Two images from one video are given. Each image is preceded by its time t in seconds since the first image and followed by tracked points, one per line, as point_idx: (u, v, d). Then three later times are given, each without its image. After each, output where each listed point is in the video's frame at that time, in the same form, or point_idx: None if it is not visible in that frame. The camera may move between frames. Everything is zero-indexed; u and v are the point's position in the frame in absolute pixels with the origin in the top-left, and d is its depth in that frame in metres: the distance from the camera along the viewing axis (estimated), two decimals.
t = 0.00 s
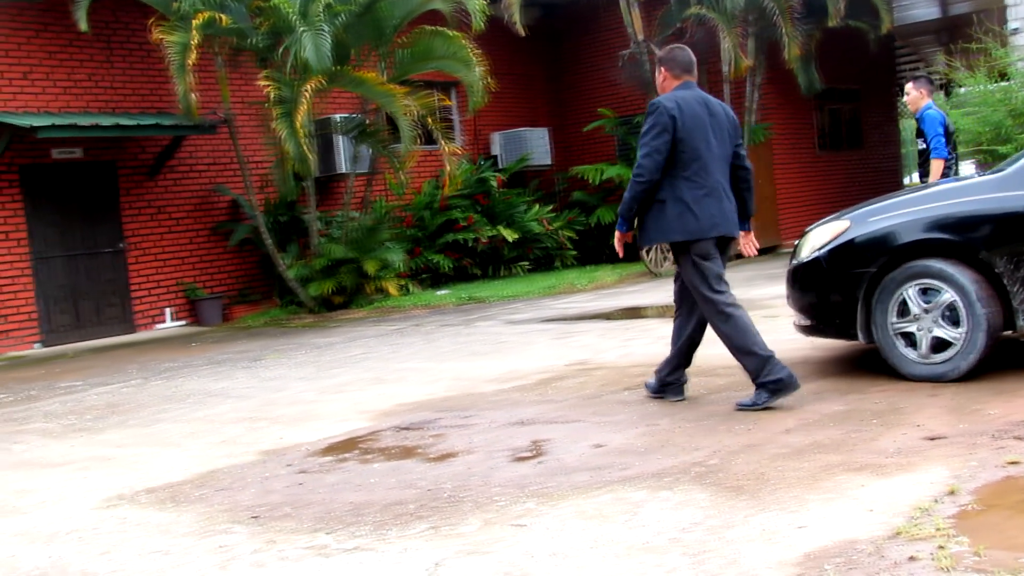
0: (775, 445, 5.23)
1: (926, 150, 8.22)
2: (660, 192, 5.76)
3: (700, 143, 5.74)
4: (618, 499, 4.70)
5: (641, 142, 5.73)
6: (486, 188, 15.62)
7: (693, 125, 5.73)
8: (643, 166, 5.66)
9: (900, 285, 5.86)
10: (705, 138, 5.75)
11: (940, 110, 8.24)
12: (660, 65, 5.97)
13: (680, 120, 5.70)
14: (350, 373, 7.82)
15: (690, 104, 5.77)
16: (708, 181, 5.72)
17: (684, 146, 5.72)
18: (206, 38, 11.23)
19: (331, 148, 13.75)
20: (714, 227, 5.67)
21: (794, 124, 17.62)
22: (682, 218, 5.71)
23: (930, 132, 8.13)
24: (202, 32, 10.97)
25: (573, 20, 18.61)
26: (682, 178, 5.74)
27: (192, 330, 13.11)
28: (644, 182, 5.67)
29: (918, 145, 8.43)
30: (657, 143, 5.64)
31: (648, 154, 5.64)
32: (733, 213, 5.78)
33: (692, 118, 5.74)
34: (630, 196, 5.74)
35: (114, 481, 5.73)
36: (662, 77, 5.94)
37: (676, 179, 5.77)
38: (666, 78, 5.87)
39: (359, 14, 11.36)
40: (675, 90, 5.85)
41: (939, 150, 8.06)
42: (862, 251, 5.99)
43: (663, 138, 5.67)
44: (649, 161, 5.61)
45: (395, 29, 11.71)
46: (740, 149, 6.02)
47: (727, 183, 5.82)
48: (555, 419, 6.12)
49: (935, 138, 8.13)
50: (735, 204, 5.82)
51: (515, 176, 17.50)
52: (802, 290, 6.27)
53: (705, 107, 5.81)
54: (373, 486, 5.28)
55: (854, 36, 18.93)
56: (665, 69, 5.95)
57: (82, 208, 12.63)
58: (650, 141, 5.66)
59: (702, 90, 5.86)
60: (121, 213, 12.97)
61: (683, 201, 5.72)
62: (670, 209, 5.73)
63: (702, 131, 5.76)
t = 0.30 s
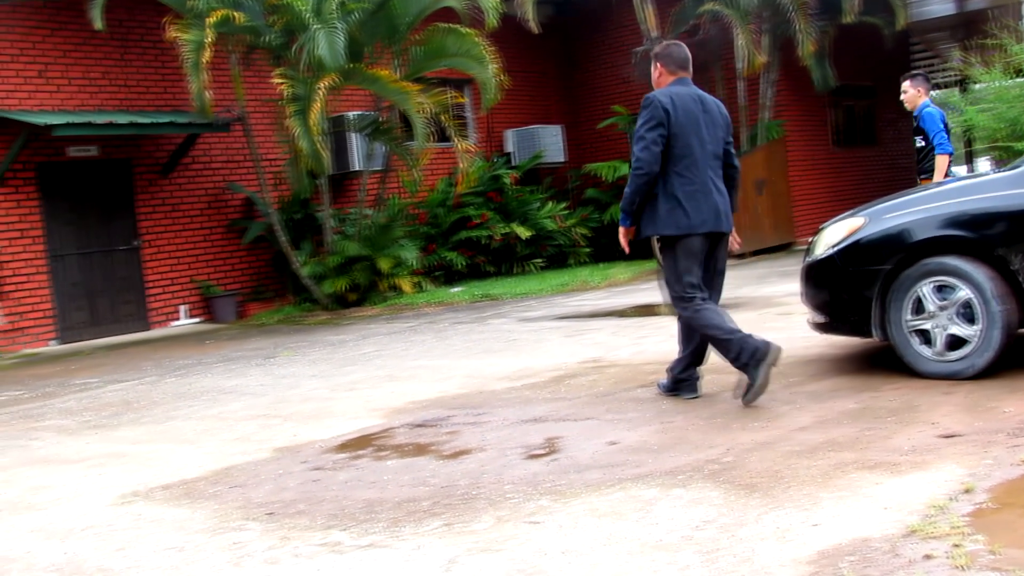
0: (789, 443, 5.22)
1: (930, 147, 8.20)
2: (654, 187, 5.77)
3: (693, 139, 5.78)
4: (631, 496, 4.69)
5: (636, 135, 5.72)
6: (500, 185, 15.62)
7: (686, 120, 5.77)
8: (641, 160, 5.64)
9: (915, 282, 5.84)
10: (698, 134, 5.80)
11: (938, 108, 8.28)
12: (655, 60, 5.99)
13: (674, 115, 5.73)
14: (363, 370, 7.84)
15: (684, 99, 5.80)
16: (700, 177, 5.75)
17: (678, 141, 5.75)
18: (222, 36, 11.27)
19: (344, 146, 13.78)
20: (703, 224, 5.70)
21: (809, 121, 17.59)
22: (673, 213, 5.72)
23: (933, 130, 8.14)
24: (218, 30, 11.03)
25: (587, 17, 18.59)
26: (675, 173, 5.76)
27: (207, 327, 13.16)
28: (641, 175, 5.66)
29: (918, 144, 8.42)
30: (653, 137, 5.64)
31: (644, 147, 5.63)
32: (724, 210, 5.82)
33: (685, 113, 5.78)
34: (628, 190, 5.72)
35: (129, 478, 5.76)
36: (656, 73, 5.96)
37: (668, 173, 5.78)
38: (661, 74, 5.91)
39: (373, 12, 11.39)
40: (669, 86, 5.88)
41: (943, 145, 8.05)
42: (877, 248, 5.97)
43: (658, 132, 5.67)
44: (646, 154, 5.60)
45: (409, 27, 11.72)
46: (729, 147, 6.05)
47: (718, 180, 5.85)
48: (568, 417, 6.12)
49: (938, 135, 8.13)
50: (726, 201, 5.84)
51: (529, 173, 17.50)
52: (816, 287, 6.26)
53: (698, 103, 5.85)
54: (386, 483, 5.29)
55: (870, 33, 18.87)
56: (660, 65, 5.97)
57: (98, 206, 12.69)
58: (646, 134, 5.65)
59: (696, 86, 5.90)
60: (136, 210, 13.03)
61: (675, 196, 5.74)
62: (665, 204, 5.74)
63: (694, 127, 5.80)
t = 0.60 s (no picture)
0: (804, 440, 5.21)
1: (928, 148, 8.19)
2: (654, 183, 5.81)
3: (690, 136, 5.84)
4: (646, 494, 4.69)
5: (637, 132, 5.77)
6: (514, 182, 15.63)
7: (684, 118, 5.84)
8: (644, 156, 5.69)
9: (930, 279, 5.82)
10: (695, 131, 5.86)
11: (936, 109, 8.27)
12: (653, 57, 6.04)
13: (673, 112, 5.79)
14: (379, 367, 7.86)
15: (682, 97, 5.86)
16: (698, 173, 5.81)
17: (676, 138, 5.81)
18: (236, 34, 11.33)
19: (358, 143, 13.79)
20: (702, 220, 5.76)
21: (824, 118, 17.52)
22: (672, 209, 5.77)
23: (932, 131, 8.14)
24: (232, 28, 11.09)
25: (601, 14, 18.56)
26: (674, 169, 5.82)
27: (222, 324, 13.20)
28: (644, 171, 5.70)
29: (914, 145, 8.41)
30: (653, 133, 5.71)
31: (646, 143, 5.69)
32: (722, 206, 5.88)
33: (683, 111, 5.84)
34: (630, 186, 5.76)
35: (145, 474, 5.79)
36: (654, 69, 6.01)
37: (667, 170, 5.84)
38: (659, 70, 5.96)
39: (387, 9, 11.40)
40: (667, 83, 5.93)
41: (943, 146, 8.04)
42: (892, 245, 5.95)
43: (657, 129, 5.74)
44: (648, 149, 5.66)
45: (423, 24, 11.72)
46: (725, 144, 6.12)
47: (716, 176, 5.92)
48: (583, 414, 6.12)
49: (938, 136, 8.12)
50: (724, 197, 5.90)
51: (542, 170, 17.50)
52: (830, 284, 6.24)
53: (696, 100, 5.91)
54: (402, 479, 5.31)
55: (884, 30, 18.79)
56: (657, 62, 6.04)
57: (113, 203, 12.74)
58: (646, 131, 5.72)
59: (694, 83, 5.95)
60: (151, 207, 13.08)
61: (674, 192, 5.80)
62: (665, 200, 5.79)
63: (692, 124, 5.87)
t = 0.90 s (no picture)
0: (819, 438, 5.19)
1: (922, 151, 8.15)
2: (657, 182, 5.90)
3: (690, 135, 5.92)
4: (660, 491, 4.69)
5: (638, 133, 5.85)
6: (528, 179, 15.62)
7: (684, 117, 5.91)
8: (646, 155, 5.78)
9: (946, 276, 5.80)
10: (695, 130, 5.94)
11: (931, 112, 8.22)
12: (649, 58, 6.08)
13: (672, 112, 5.87)
14: (393, 364, 7.87)
15: (680, 96, 5.93)
16: (698, 172, 5.90)
17: (676, 137, 5.89)
18: (250, 32, 11.33)
19: (372, 141, 13.78)
20: (703, 218, 5.85)
21: (839, 114, 17.45)
22: (674, 208, 5.87)
23: (927, 135, 8.10)
24: (247, 26, 11.11)
25: (615, 10, 18.52)
26: (675, 168, 5.90)
27: (237, 321, 13.24)
28: (647, 170, 5.79)
29: (910, 147, 8.37)
30: (654, 133, 5.79)
31: (648, 143, 5.78)
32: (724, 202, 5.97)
33: (682, 110, 5.91)
34: (634, 186, 5.84)
35: (161, 471, 5.81)
36: (652, 70, 6.06)
37: (668, 169, 5.93)
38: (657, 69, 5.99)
39: (400, 7, 11.38)
40: (665, 83, 5.99)
41: (938, 150, 7.99)
42: (908, 242, 5.93)
43: (658, 129, 5.82)
44: (650, 149, 5.75)
45: (436, 21, 11.71)
46: (724, 140, 6.19)
47: (716, 174, 5.99)
48: (597, 411, 6.12)
49: (932, 139, 8.09)
50: (725, 194, 5.99)
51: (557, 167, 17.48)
52: (845, 282, 6.22)
53: (694, 99, 5.97)
54: (416, 476, 5.32)
55: (900, 25, 18.71)
56: (654, 61, 6.06)
57: (129, 200, 12.79)
58: (646, 131, 5.80)
59: (691, 83, 6.01)
60: (166, 204, 13.12)
61: (676, 191, 5.88)
62: (668, 199, 5.88)
63: (692, 123, 5.94)
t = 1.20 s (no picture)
0: (836, 435, 5.18)
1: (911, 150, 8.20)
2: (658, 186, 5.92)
3: (688, 138, 5.97)
4: (676, 488, 4.69)
5: (637, 137, 5.86)
6: (543, 176, 15.61)
7: (680, 120, 5.95)
8: (648, 159, 5.79)
9: (964, 273, 5.77)
10: (692, 133, 5.99)
11: (923, 110, 8.21)
12: (644, 63, 6.14)
13: (669, 115, 5.91)
14: (409, 361, 7.89)
15: (676, 100, 5.98)
16: (698, 173, 5.95)
17: (675, 141, 5.93)
18: (266, 29, 11.37)
19: (388, 138, 13.78)
20: (706, 218, 5.91)
21: (855, 110, 17.39)
22: (677, 210, 5.90)
23: (915, 135, 8.13)
24: (263, 23, 11.12)
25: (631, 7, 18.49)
26: (675, 171, 5.94)
27: (253, 318, 13.28)
28: (650, 173, 5.79)
29: (902, 143, 8.42)
30: (654, 136, 5.81)
31: (649, 147, 5.79)
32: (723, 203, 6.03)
33: (678, 113, 5.96)
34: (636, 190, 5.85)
35: (178, 467, 5.84)
36: (647, 75, 6.13)
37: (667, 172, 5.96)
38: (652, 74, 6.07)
39: (416, 4, 11.36)
40: (660, 87, 6.04)
41: (923, 152, 8.05)
42: (924, 239, 5.91)
43: (657, 133, 5.84)
44: (652, 152, 5.76)
45: (451, 18, 11.71)
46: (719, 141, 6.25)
47: (714, 174, 6.06)
48: (613, 408, 6.11)
49: (920, 140, 8.12)
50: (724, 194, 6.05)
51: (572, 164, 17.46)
52: (861, 279, 6.20)
53: (689, 102, 6.02)
54: (431, 473, 5.33)
55: (917, 20, 18.64)
56: (649, 65, 6.14)
57: (145, 197, 12.83)
58: (646, 134, 5.81)
59: (686, 86, 6.07)
60: (181, 200, 13.15)
61: (677, 194, 5.93)
62: (670, 202, 5.91)
63: (687, 126, 5.98)
